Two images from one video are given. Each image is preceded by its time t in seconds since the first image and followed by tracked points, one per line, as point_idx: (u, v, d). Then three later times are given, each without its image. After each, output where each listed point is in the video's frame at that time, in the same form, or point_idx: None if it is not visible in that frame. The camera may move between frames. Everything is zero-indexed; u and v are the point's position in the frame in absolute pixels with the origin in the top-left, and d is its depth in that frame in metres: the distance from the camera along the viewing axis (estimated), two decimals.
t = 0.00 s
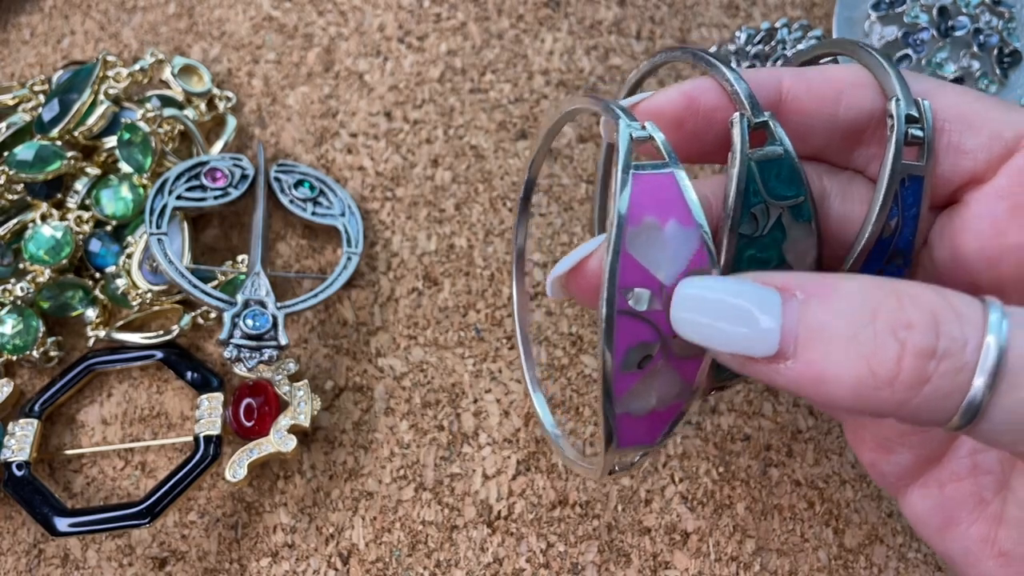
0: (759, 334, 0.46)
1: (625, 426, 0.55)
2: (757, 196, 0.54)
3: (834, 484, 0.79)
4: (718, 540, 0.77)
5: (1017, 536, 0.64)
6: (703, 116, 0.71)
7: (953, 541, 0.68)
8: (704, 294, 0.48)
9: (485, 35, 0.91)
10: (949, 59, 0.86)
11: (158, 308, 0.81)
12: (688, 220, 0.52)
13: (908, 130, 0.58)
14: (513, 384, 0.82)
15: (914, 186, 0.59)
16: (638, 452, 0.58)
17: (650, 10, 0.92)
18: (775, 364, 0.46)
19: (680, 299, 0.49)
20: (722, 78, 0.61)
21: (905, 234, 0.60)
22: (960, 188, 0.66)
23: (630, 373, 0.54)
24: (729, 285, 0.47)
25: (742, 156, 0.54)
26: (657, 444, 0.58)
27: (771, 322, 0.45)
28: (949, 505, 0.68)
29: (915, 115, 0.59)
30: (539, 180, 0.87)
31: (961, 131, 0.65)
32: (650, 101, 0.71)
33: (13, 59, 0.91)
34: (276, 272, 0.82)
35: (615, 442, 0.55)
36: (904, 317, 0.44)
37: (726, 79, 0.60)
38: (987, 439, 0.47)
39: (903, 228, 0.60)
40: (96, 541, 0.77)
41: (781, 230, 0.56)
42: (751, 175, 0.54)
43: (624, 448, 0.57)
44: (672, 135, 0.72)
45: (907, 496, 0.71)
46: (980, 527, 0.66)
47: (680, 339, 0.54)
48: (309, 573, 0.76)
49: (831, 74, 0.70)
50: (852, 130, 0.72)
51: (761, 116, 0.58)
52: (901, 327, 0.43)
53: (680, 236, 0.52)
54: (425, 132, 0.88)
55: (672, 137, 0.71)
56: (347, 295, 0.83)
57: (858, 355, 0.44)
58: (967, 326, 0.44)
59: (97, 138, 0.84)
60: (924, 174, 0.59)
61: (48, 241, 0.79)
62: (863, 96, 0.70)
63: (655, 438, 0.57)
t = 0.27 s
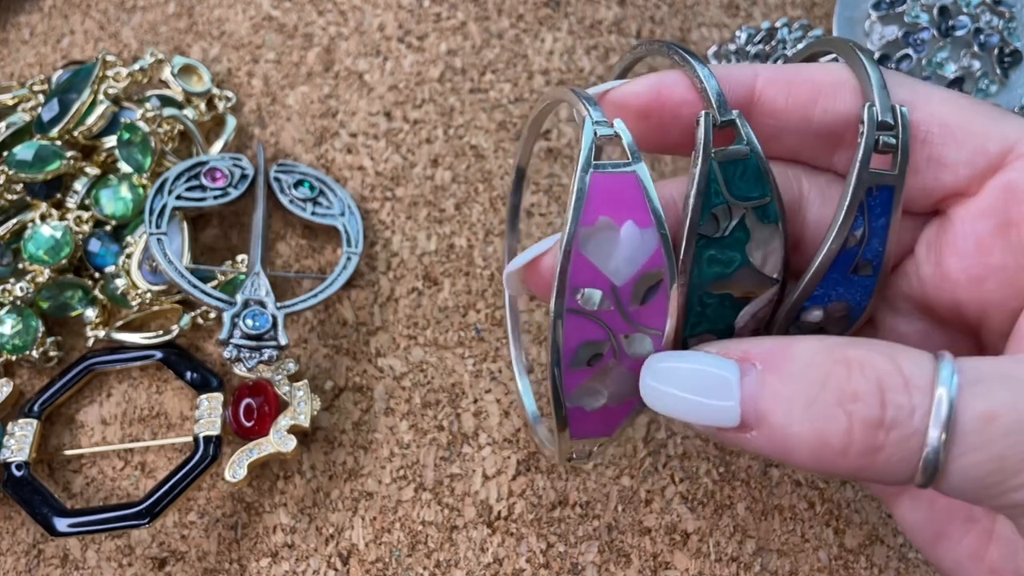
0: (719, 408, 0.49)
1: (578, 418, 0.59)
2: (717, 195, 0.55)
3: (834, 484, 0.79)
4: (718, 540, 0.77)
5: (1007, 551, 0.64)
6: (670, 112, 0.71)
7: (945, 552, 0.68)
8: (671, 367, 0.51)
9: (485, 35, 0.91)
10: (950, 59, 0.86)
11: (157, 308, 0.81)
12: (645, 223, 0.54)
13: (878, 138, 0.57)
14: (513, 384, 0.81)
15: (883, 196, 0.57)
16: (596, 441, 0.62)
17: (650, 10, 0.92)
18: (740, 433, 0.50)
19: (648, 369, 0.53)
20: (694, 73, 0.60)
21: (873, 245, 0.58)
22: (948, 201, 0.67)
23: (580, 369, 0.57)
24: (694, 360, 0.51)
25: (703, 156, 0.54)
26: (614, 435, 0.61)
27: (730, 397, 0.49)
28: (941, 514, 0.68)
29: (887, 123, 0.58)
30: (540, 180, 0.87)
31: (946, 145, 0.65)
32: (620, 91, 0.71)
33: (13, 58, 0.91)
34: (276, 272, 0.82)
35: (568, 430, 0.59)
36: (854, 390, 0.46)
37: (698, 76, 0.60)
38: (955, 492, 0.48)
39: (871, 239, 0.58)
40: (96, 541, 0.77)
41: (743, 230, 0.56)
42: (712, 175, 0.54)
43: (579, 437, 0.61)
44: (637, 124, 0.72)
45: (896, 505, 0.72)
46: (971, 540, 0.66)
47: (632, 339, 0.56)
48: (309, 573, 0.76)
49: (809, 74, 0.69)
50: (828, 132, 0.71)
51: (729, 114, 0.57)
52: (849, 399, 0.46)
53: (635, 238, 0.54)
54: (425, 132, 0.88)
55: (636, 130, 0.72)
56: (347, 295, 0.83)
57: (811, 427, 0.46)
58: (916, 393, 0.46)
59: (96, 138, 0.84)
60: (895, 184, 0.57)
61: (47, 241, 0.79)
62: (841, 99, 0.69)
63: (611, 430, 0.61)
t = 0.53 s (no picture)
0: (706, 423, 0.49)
1: (578, 420, 0.59)
2: (718, 196, 0.54)
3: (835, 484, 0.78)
4: (718, 540, 0.77)
5: (1002, 554, 0.64)
6: (668, 111, 0.71)
7: (942, 553, 0.68)
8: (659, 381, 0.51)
9: (485, 34, 0.91)
10: (950, 58, 0.86)
11: (157, 308, 0.81)
12: (645, 226, 0.53)
13: (878, 140, 0.57)
14: (513, 384, 0.81)
15: (884, 198, 0.57)
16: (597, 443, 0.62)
17: (650, 10, 0.92)
18: (729, 445, 0.50)
19: (638, 381, 0.53)
20: (693, 74, 0.60)
21: (874, 247, 0.58)
22: (947, 202, 0.67)
23: (579, 372, 0.57)
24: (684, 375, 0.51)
25: (703, 158, 0.54)
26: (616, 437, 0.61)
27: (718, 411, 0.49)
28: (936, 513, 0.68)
29: (888, 124, 0.58)
30: (540, 180, 0.87)
31: (944, 146, 0.65)
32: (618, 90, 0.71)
33: (13, 58, 0.90)
34: (276, 272, 0.82)
35: (568, 431, 0.60)
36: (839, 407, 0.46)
37: (696, 77, 0.60)
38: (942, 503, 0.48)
39: (871, 241, 0.58)
40: (96, 541, 0.77)
41: (744, 231, 0.56)
42: (712, 178, 0.54)
43: (580, 439, 0.61)
44: (636, 125, 0.72)
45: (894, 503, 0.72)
46: (969, 543, 0.66)
47: (632, 342, 0.56)
48: (309, 573, 0.76)
49: (808, 75, 0.69)
50: (827, 133, 0.71)
51: (728, 114, 0.57)
52: (834, 417, 0.46)
53: (634, 242, 0.53)
54: (425, 132, 0.88)
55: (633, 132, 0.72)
56: (347, 295, 0.83)
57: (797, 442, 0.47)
58: (901, 410, 0.46)
59: (96, 138, 0.84)
60: (896, 186, 0.57)
61: (47, 241, 0.79)
62: (841, 100, 0.68)
63: (612, 432, 0.61)
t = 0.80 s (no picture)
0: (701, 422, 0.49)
1: (593, 426, 0.60)
2: (729, 200, 0.54)
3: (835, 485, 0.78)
4: (718, 540, 0.77)
5: (999, 553, 0.64)
6: (675, 114, 0.71)
7: (941, 550, 0.68)
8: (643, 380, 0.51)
9: (485, 34, 0.91)
10: (950, 58, 0.86)
11: (158, 308, 0.81)
12: (653, 232, 0.54)
13: (888, 141, 0.57)
14: (513, 384, 0.81)
15: (893, 199, 0.57)
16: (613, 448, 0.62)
17: (650, 10, 0.92)
18: (719, 442, 0.50)
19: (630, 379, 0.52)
20: (699, 77, 0.60)
21: (884, 247, 0.58)
22: (951, 202, 0.66)
23: (592, 378, 0.57)
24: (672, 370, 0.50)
25: (714, 162, 0.53)
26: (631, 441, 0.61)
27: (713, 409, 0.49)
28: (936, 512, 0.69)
29: (897, 124, 0.58)
30: (540, 180, 0.87)
31: (949, 146, 0.64)
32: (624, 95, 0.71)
33: (13, 58, 0.90)
34: (276, 272, 0.82)
35: (584, 438, 0.60)
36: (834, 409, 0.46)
37: (702, 79, 0.59)
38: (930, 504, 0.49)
39: (882, 241, 0.58)
40: (96, 541, 0.77)
41: (756, 233, 0.55)
42: (723, 181, 0.54)
43: (596, 445, 0.61)
44: (643, 129, 0.72)
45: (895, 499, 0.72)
46: (967, 541, 0.67)
47: (643, 346, 0.56)
48: (309, 573, 0.76)
49: (814, 75, 0.69)
50: (835, 133, 0.71)
51: (737, 117, 0.57)
52: (828, 417, 0.46)
53: (643, 248, 0.54)
54: (425, 132, 0.88)
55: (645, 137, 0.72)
56: (347, 295, 0.83)
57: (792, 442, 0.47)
58: (893, 412, 0.46)
59: (96, 138, 0.84)
60: (905, 186, 0.57)
61: (47, 241, 0.79)
62: (847, 100, 0.68)
63: (628, 437, 0.61)
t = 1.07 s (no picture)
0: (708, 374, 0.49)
1: (599, 426, 0.58)
2: (734, 200, 0.55)
3: (835, 485, 0.78)
4: (718, 540, 0.77)
5: (1003, 545, 0.66)
6: (680, 118, 0.71)
7: (944, 545, 0.70)
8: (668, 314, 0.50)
9: (485, 34, 0.91)
10: (950, 58, 0.86)
11: (158, 308, 0.81)
12: (656, 228, 0.55)
13: (891, 142, 0.58)
14: (513, 384, 0.81)
15: (896, 199, 0.57)
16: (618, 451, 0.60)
17: (650, 10, 0.92)
18: (726, 398, 0.49)
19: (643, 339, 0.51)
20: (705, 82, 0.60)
21: (888, 246, 0.59)
22: (954, 202, 0.67)
23: (598, 375, 0.56)
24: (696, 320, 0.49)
25: (718, 162, 0.54)
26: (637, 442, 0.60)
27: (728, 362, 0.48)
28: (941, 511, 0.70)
29: (900, 125, 0.58)
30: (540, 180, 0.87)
31: (952, 145, 0.64)
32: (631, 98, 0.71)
33: (13, 58, 0.90)
34: (275, 272, 0.82)
35: (589, 438, 0.59)
36: (840, 377, 0.47)
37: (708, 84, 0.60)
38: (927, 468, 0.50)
39: (886, 240, 0.58)
40: (96, 541, 0.77)
41: (761, 233, 0.56)
42: (728, 182, 0.54)
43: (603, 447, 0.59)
44: (649, 133, 0.72)
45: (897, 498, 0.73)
46: (971, 535, 0.68)
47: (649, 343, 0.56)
48: (309, 573, 0.76)
49: (818, 77, 0.69)
50: (838, 135, 0.71)
51: (741, 119, 0.58)
52: (845, 374, 0.46)
53: (646, 242, 0.54)
54: (425, 132, 0.88)
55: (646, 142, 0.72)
56: (347, 295, 0.83)
57: (802, 404, 0.47)
58: (908, 373, 0.46)
59: (96, 138, 0.84)
60: (909, 186, 0.57)
61: (47, 241, 0.79)
62: (853, 101, 0.68)
63: (634, 438, 0.60)
